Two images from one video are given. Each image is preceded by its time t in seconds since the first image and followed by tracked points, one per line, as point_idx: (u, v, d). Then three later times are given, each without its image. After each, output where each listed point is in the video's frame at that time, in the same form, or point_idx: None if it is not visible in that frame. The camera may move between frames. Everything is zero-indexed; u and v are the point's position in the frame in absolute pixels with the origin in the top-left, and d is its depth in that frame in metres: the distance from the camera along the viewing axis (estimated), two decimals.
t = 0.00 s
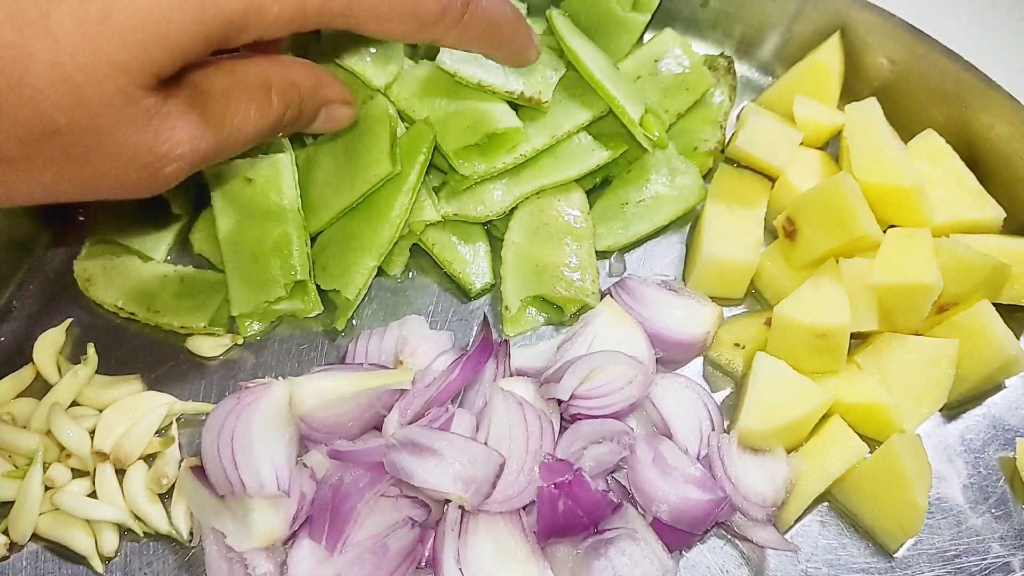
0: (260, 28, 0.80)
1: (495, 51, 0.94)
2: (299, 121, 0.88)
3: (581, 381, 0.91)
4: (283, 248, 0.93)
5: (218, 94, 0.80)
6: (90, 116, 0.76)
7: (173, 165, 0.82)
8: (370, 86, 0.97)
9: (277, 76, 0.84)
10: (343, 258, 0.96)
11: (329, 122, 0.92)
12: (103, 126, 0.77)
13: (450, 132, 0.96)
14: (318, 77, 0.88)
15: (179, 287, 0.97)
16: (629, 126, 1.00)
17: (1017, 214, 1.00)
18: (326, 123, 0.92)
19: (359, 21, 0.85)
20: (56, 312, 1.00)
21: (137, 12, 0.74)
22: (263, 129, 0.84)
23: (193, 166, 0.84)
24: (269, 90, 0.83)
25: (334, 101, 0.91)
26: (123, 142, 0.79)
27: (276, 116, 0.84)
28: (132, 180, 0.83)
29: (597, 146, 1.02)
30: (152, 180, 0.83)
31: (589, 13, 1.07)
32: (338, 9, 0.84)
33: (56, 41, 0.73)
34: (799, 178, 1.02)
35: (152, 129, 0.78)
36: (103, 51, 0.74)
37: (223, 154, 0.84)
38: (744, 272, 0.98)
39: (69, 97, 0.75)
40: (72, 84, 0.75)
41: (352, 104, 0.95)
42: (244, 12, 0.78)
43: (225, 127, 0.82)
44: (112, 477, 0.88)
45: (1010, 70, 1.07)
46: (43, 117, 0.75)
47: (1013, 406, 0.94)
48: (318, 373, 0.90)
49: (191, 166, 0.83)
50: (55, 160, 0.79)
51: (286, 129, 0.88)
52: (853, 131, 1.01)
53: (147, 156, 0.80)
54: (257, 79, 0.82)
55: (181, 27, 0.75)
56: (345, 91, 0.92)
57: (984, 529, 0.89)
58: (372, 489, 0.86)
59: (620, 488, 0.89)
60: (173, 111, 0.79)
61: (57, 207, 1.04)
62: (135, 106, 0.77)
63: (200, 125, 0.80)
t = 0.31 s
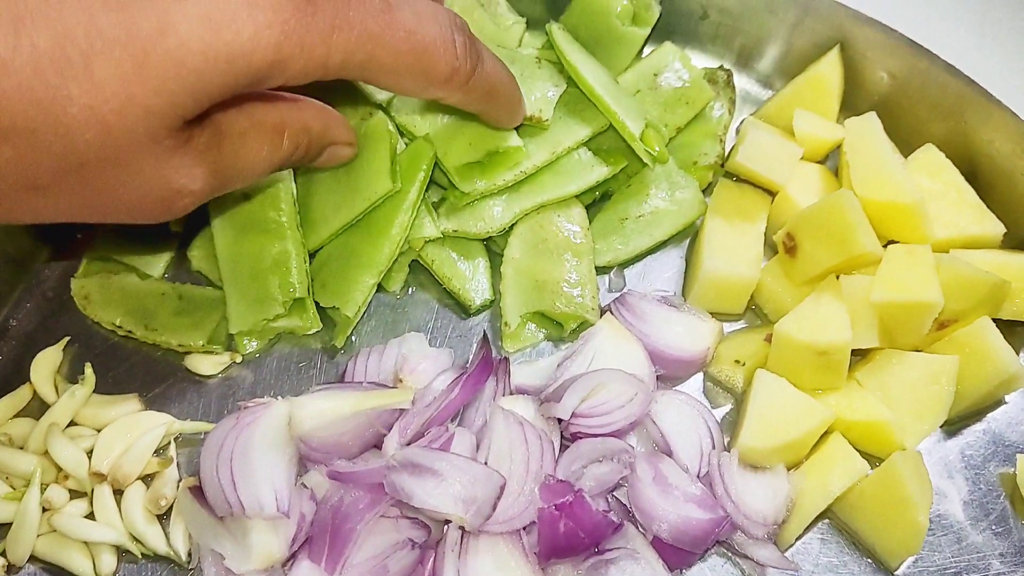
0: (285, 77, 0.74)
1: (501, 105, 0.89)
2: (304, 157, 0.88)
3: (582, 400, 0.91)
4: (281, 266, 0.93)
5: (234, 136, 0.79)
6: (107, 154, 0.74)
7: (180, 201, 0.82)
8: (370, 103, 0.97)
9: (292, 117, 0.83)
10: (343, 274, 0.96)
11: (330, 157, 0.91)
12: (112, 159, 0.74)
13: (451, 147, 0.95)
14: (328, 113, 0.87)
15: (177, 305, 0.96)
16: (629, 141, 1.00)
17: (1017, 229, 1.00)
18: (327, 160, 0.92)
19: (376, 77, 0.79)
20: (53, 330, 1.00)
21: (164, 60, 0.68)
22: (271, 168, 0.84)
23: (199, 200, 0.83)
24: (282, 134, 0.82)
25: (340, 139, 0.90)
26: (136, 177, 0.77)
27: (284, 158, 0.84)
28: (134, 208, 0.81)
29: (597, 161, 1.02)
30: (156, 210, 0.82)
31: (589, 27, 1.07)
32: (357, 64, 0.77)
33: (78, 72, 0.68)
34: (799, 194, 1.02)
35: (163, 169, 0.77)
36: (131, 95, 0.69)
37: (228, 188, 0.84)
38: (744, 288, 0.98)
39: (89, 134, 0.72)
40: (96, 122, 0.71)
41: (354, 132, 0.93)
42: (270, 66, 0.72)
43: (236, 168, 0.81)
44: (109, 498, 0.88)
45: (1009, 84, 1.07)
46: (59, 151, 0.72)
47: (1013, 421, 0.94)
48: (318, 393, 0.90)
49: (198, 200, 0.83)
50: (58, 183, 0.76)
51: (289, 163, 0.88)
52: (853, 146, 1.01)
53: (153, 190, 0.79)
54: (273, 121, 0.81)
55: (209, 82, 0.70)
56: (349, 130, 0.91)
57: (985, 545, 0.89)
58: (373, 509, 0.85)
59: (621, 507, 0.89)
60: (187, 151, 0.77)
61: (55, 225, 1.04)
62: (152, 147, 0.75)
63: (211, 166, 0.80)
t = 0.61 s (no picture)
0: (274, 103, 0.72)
1: (495, 155, 0.89)
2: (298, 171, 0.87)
3: (577, 411, 0.90)
4: (271, 276, 0.92)
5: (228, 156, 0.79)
6: (98, 173, 0.73)
7: (170, 216, 0.82)
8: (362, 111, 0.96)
9: (290, 138, 0.81)
10: (336, 283, 0.95)
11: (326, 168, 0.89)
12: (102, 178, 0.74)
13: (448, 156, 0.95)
14: (327, 129, 0.84)
15: (168, 315, 0.96)
16: (624, 150, 0.99)
17: (1014, 237, 0.99)
18: (324, 169, 0.90)
19: (369, 111, 0.77)
20: (42, 340, 0.99)
21: (149, 83, 0.66)
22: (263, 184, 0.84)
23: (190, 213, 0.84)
24: (278, 155, 0.81)
25: (339, 153, 0.87)
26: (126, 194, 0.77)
27: (277, 176, 0.84)
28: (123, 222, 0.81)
29: (593, 169, 1.01)
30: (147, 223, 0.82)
31: (584, 33, 1.06)
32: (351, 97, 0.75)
33: (59, 92, 0.67)
34: (796, 202, 1.01)
35: (154, 187, 0.77)
36: (117, 116, 0.68)
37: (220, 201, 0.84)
38: (741, 296, 0.97)
39: (79, 157, 0.71)
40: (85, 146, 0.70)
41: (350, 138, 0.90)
42: (259, 93, 0.70)
43: (227, 184, 0.82)
44: (98, 512, 0.87)
45: (1006, 90, 1.06)
46: (47, 171, 0.72)
47: (1011, 431, 0.93)
48: (310, 404, 0.89)
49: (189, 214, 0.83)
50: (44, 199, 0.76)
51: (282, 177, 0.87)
52: (850, 153, 1.00)
53: (144, 207, 0.79)
54: (270, 142, 0.80)
55: (197, 107, 0.69)
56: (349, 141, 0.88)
57: (983, 557, 0.88)
58: (365, 524, 0.84)
59: (616, 519, 0.89)
60: (178, 171, 0.77)
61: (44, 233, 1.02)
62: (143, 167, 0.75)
63: (203, 184, 0.80)
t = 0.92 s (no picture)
0: (262, 122, 0.71)
1: (469, 188, 0.89)
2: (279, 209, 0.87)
3: (577, 425, 0.91)
4: (271, 291, 0.92)
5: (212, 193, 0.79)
6: (75, 188, 0.73)
7: (144, 239, 0.82)
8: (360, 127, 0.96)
9: (278, 182, 0.81)
10: (335, 298, 0.95)
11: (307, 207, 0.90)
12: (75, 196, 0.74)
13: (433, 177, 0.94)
14: (316, 178, 0.85)
15: (168, 329, 0.96)
16: (622, 162, 0.99)
17: (1012, 248, 0.99)
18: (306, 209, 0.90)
19: (357, 134, 0.75)
20: (42, 354, 0.99)
21: (131, 99, 0.65)
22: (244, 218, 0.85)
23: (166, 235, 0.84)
24: (262, 198, 0.82)
25: (324, 195, 0.87)
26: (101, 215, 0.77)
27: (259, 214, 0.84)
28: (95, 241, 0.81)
29: (592, 182, 1.01)
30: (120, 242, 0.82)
31: (582, 44, 1.06)
32: (342, 119, 0.73)
33: (37, 106, 0.65)
34: (794, 213, 1.01)
35: (131, 211, 0.78)
36: (96, 133, 0.67)
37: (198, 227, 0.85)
38: (740, 309, 0.97)
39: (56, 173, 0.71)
40: (63, 164, 0.70)
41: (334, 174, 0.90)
42: (246, 111, 0.68)
43: (207, 215, 0.82)
44: (99, 527, 0.87)
45: (1004, 100, 1.06)
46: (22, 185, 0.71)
47: (1010, 442, 0.94)
48: (310, 419, 0.89)
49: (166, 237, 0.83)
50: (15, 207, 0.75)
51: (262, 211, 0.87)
52: (849, 165, 1.00)
53: (119, 228, 0.80)
54: (256, 185, 0.80)
55: (181, 119, 0.67)
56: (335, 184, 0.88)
57: (983, 569, 0.88)
58: (365, 538, 0.84)
59: (616, 532, 0.89)
60: (156, 198, 0.77)
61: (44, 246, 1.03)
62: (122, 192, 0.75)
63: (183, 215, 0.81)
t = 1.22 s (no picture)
0: (264, 146, 0.71)
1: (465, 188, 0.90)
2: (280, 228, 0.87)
3: (581, 430, 0.91)
4: (277, 296, 0.92)
5: (214, 210, 0.79)
6: (78, 203, 0.73)
7: (146, 250, 0.82)
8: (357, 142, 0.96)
9: (282, 202, 0.81)
10: (340, 302, 0.95)
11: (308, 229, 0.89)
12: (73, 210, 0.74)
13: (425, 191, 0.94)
14: (321, 201, 0.85)
15: (173, 335, 0.96)
16: (626, 166, 0.99)
17: (1014, 253, 1.00)
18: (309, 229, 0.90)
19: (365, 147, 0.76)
20: (49, 359, 0.99)
21: (130, 125, 0.65)
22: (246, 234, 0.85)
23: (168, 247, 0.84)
24: (265, 216, 0.81)
25: (324, 220, 0.87)
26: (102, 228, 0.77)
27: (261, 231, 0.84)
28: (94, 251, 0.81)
29: (595, 188, 1.02)
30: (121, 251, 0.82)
31: (585, 51, 1.06)
32: (348, 135, 0.73)
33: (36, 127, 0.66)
34: (797, 219, 1.01)
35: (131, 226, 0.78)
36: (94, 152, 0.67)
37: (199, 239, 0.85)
38: (743, 314, 0.97)
39: (55, 190, 0.71)
40: (61, 180, 0.70)
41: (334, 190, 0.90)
42: (248, 138, 0.68)
43: (208, 229, 0.82)
44: (105, 532, 0.87)
45: (1005, 105, 1.07)
46: (22, 201, 0.72)
47: (1013, 446, 0.94)
48: (315, 425, 0.89)
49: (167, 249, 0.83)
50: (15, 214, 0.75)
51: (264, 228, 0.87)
52: (852, 171, 1.00)
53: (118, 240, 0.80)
54: (259, 204, 0.80)
55: (179, 145, 0.67)
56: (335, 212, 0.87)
57: (986, 572, 0.89)
58: (371, 543, 0.85)
59: (621, 537, 0.89)
60: (157, 214, 0.77)
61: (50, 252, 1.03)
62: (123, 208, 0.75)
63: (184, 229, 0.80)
